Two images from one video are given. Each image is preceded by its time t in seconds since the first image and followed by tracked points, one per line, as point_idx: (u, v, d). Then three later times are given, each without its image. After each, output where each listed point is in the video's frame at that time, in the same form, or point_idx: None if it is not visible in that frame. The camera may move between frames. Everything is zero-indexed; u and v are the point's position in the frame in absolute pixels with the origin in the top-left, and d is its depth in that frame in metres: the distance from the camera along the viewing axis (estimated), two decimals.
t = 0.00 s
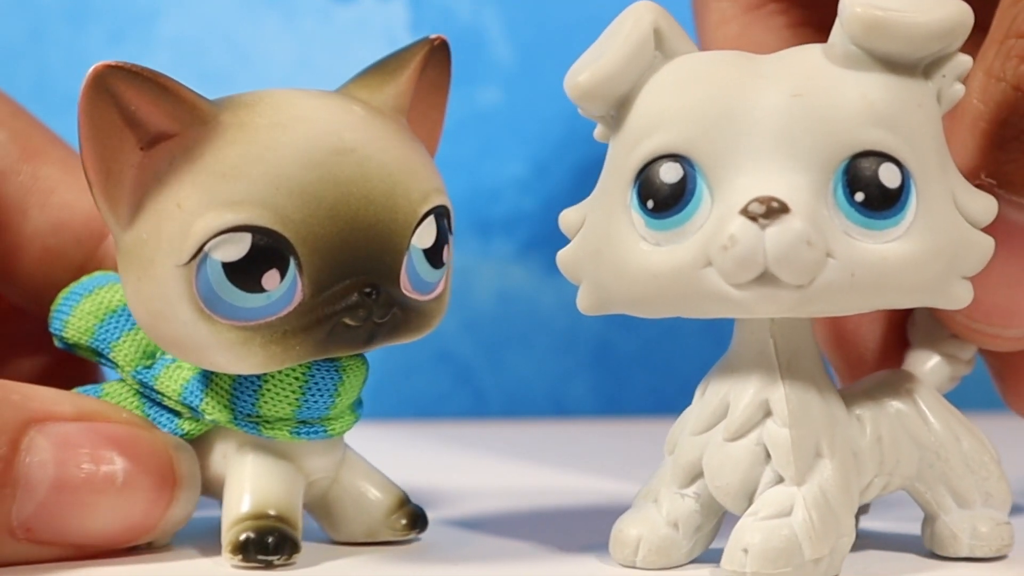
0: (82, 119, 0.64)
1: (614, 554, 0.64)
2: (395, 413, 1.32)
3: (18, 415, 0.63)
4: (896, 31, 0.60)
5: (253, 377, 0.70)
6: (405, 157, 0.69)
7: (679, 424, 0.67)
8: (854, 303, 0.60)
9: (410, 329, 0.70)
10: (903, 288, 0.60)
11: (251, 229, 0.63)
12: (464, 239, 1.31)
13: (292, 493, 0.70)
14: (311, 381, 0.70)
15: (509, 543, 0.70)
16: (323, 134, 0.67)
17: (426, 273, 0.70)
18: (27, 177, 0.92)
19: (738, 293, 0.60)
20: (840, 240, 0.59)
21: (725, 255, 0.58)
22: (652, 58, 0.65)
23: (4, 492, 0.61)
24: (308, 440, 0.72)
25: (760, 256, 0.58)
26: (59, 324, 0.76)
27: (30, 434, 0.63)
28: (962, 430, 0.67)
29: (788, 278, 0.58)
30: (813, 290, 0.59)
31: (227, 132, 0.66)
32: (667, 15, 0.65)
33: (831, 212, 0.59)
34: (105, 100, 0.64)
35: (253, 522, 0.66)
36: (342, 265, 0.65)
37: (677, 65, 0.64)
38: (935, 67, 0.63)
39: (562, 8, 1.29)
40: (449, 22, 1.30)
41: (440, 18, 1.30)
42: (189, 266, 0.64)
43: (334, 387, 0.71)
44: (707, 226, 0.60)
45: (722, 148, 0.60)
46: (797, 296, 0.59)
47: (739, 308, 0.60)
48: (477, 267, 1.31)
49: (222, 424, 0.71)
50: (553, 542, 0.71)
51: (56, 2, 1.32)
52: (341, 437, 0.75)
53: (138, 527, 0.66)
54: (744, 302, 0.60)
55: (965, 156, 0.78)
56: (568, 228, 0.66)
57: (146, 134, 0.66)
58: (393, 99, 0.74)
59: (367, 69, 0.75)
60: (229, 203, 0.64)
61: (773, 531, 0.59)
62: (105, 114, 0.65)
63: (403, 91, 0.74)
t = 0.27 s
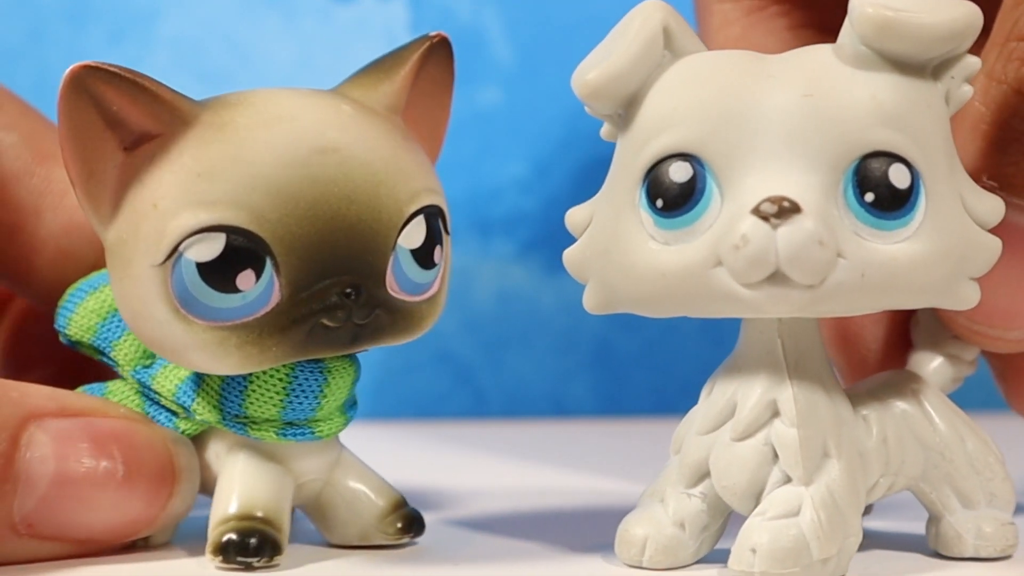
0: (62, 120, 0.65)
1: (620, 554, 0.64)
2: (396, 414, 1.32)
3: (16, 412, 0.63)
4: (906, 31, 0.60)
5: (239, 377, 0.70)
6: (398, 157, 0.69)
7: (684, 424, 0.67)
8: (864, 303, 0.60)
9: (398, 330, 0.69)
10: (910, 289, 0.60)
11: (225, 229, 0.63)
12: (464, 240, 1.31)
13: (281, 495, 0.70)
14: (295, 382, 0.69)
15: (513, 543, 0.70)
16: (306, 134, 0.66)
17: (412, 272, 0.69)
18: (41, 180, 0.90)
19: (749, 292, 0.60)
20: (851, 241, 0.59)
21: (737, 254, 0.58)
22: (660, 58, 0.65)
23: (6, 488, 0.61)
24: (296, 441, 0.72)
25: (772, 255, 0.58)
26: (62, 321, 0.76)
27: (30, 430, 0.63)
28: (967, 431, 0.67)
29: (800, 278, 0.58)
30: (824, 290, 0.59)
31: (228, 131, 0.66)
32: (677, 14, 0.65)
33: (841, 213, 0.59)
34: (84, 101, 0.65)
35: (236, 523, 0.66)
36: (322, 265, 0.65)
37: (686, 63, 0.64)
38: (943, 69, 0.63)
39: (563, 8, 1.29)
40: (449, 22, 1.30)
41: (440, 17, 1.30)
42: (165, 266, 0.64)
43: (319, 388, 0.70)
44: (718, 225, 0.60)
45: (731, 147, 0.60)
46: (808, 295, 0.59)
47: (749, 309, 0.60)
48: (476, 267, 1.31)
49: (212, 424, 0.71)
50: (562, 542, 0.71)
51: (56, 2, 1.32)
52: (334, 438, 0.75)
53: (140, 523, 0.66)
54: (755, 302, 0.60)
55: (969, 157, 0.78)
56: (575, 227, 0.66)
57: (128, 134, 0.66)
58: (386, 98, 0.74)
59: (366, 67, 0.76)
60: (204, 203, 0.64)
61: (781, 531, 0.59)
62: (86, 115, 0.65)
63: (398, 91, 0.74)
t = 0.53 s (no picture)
0: (52, 121, 0.66)
1: (622, 553, 0.64)
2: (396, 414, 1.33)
3: (15, 410, 0.63)
4: (912, 32, 0.60)
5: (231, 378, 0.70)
6: (395, 155, 0.69)
7: (686, 424, 0.67)
8: (866, 304, 0.60)
9: (389, 331, 0.68)
10: (914, 290, 0.60)
11: (207, 229, 0.63)
12: (464, 240, 1.31)
13: (276, 498, 0.69)
14: (284, 383, 0.69)
15: (514, 543, 0.70)
16: (293, 134, 0.66)
17: (404, 273, 0.68)
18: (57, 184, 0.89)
19: (754, 292, 0.60)
20: (855, 241, 0.59)
21: (742, 254, 0.58)
22: (666, 56, 0.65)
23: (7, 484, 0.61)
24: (290, 442, 0.71)
25: (776, 255, 0.58)
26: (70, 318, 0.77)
27: (29, 427, 0.63)
28: (968, 432, 0.67)
29: (804, 279, 0.58)
30: (828, 290, 0.59)
31: (228, 127, 0.66)
32: (684, 12, 0.65)
33: (846, 213, 0.59)
34: (73, 102, 0.66)
35: (227, 523, 0.66)
36: (306, 266, 0.64)
37: (693, 62, 0.64)
38: (949, 70, 0.63)
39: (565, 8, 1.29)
40: (449, 22, 1.30)
41: (440, 17, 1.30)
42: (148, 266, 0.64)
43: (309, 390, 0.69)
44: (722, 224, 0.60)
45: (736, 147, 0.60)
46: (812, 295, 0.59)
47: (753, 309, 0.60)
48: (476, 267, 1.31)
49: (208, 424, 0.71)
50: (567, 541, 0.71)
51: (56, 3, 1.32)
52: (332, 440, 0.74)
53: (140, 518, 0.66)
54: (760, 302, 0.60)
55: (972, 158, 0.79)
56: (579, 226, 0.66)
57: (118, 134, 0.67)
58: (385, 96, 0.73)
59: (364, 66, 0.75)
60: (187, 202, 0.64)
61: (783, 531, 0.59)
62: (75, 116, 0.66)
63: (396, 90, 0.74)
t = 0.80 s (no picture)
0: (50, 121, 0.67)
1: (623, 551, 0.64)
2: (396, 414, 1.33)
3: (15, 405, 0.63)
4: (920, 33, 0.60)
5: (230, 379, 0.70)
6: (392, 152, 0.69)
7: (688, 422, 0.67)
8: (868, 305, 0.60)
9: (388, 331, 0.68)
10: (917, 291, 0.60)
11: (203, 229, 0.63)
12: (463, 240, 1.31)
13: (275, 498, 0.69)
14: (283, 382, 0.69)
15: (514, 543, 0.71)
16: (291, 134, 0.66)
17: (403, 274, 0.68)
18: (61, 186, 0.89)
19: (758, 291, 0.60)
20: (860, 242, 0.59)
21: (747, 253, 0.58)
22: (673, 55, 0.65)
23: (8, 480, 0.61)
24: (289, 442, 0.71)
25: (781, 255, 0.58)
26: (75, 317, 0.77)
27: (30, 423, 0.63)
28: (970, 434, 0.67)
29: (809, 279, 0.58)
30: (833, 291, 0.59)
31: (225, 127, 0.66)
32: (692, 11, 0.65)
33: (851, 213, 0.59)
34: (71, 101, 0.67)
35: (226, 523, 0.66)
36: (303, 266, 0.64)
37: (701, 60, 0.64)
38: (957, 72, 0.64)
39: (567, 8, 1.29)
40: (450, 23, 1.30)
41: (440, 18, 1.30)
42: (145, 266, 0.65)
43: (307, 390, 0.69)
44: (728, 223, 0.60)
45: (743, 147, 0.60)
46: (816, 295, 0.59)
47: (757, 308, 0.60)
48: (475, 267, 1.31)
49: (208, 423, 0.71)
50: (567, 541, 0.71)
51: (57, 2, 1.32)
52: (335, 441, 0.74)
53: (140, 513, 0.66)
54: (764, 301, 0.60)
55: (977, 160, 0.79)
56: (585, 223, 0.66)
57: (117, 135, 0.67)
58: (384, 96, 0.73)
59: (365, 65, 0.75)
60: (183, 202, 0.64)
61: (783, 531, 0.59)
62: (74, 116, 0.67)
63: (394, 90, 0.74)
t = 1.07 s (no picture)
0: (53, 122, 0.67)
1: (624, 550, 0.64)
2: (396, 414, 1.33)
3: (15, 402, 0.62)
4: (921, 33, 0.60)
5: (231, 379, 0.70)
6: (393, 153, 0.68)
7: (689, 422, 0.67)
8: (868, 305, 0.60)
9: (389, 331, 0.68)
10: (917, 292, 0.60)
11: (204, 229, 0.63)
12: (463, 241, 1.31)
13: (277, 497, 0.69)
14: (283, 382, 0.69)
15: (515, 542, 0.71)
16: (292, 134, 0.66)
17: (405, 274, 0.68)
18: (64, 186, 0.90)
19: (756, 291, 0.60)
20: (859, 242, 0.59)
21: (745, 253, 0.58)
22: (674, 55, 0.65)
23: (12, 474, 0.61)
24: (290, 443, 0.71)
25: (779, 255, 0.58)
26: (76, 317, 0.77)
27: (32, 418, 0.63)
28: (973, 435, 0.67)
29: (807, 278, 0.58)
30: (831, 290, 0.59)
31: (226, 127, 0.66)
32: (693, 10, 0.65)
33: (850, 213, 0.59)
34: (72, 102, 0.67)
35: (228, 522, 0.66)
36: (303, 267, 0.64)
37: (701, 60, 0.64)
38: (959, 71, 0.63)
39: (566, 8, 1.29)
40: (450, 22, 1.31)
41: (440, 17, 1.30)
42: (146, 265, 0.65)
43: (308, 390, 0.69)
44: (727, 222, 0.60)
45: (742, 147, 0.60)
46: (815, 295, 0.59)
47: (756, 308, 0.60)
48: (475, 268, 1.31)
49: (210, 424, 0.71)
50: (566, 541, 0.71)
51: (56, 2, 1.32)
52: (336, 442, 0.74)
53: (142, 509, 0.66)
54: (762, 301, 0.60)
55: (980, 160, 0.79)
56: (586, 223, 0.66)
57: (119, 135, 0.67)
58: (387, 96, 0.73)
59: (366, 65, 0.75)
60: (183, 202, 0.64)
61: (783, 530, 0.59)
62: (74, 115, 0.67)
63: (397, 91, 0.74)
